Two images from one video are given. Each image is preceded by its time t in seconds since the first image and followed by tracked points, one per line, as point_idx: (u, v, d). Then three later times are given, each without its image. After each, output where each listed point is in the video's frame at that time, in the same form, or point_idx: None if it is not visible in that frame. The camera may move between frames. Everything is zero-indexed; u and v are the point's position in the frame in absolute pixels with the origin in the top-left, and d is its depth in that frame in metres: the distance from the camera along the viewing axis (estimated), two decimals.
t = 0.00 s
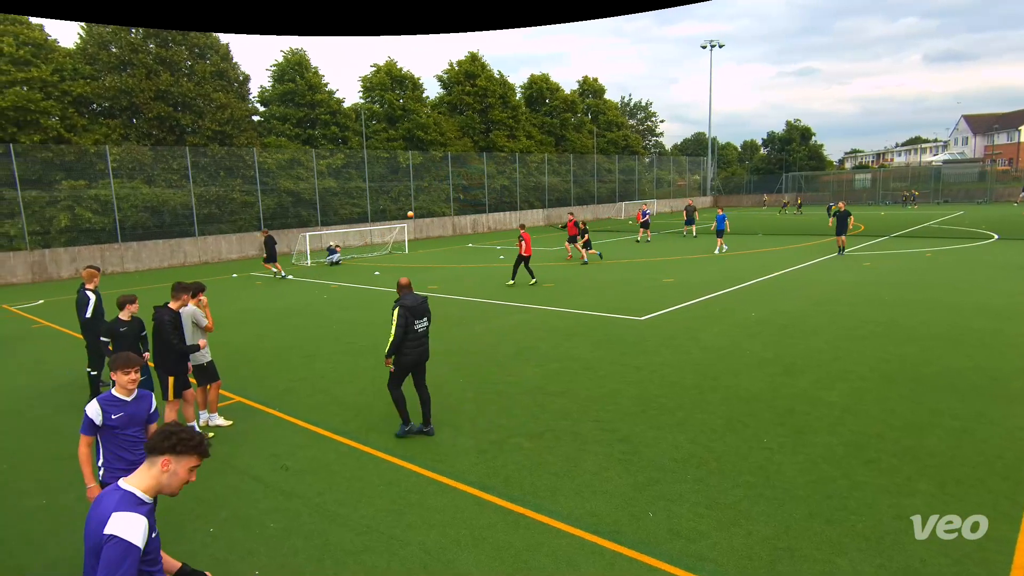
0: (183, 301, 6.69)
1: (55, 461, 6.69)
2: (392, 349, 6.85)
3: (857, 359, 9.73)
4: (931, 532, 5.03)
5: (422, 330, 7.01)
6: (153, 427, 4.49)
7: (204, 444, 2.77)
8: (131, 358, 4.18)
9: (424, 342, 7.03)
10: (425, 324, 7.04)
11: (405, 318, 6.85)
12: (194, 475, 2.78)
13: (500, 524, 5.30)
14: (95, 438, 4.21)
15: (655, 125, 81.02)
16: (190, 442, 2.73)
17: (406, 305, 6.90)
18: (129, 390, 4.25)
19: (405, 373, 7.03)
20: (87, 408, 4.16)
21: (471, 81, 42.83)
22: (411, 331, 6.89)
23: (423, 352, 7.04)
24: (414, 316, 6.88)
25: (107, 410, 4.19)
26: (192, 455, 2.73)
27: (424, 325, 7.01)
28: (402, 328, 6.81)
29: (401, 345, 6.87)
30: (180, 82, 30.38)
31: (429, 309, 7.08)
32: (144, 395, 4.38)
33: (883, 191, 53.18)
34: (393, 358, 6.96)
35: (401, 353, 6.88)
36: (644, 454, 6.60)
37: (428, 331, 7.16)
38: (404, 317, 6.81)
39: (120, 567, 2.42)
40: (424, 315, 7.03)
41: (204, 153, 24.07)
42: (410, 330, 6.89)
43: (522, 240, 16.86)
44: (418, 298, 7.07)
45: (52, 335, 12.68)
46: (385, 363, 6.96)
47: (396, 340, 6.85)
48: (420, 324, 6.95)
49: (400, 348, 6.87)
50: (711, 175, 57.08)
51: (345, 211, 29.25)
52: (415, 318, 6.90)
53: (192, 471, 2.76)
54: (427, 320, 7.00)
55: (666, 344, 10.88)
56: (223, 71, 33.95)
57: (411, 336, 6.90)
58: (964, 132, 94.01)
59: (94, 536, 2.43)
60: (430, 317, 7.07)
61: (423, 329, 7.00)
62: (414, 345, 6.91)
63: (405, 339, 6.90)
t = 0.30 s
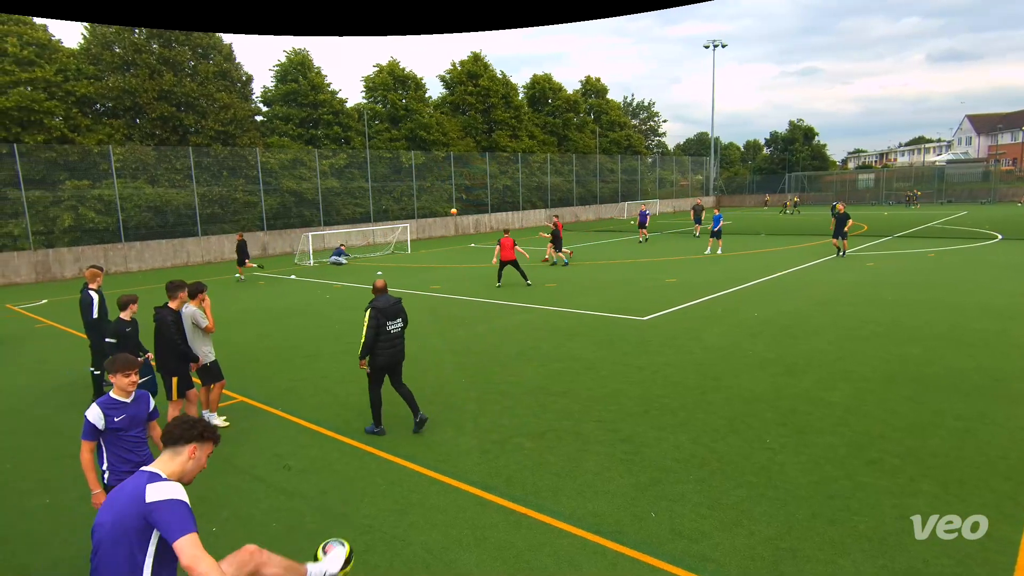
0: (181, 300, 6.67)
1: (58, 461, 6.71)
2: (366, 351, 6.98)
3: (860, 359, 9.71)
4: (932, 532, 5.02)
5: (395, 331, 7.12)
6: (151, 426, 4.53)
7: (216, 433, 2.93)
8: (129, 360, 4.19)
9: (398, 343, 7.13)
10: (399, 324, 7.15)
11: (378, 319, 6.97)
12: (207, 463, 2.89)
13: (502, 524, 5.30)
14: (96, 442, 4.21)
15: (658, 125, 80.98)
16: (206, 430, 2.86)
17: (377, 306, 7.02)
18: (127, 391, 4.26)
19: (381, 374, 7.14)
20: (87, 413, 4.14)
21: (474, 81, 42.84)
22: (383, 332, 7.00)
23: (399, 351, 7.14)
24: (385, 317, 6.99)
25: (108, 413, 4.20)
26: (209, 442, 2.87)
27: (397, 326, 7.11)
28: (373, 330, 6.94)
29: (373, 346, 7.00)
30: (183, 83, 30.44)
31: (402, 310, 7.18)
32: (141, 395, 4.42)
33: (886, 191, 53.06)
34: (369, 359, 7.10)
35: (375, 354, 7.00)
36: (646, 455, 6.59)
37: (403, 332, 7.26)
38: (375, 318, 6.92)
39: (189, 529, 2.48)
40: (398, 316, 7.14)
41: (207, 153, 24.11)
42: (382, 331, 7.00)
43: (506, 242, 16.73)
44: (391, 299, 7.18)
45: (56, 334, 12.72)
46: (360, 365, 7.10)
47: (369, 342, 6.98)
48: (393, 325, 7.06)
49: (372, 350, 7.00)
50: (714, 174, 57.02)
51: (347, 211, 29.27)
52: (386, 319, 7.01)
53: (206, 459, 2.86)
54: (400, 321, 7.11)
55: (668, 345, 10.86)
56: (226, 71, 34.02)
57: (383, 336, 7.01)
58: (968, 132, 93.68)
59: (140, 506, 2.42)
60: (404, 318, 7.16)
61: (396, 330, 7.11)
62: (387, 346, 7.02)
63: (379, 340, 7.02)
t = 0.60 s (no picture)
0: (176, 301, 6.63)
1: (58, 460, 6.70)
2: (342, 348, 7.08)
3: (860, 359, 9.71)
4: (932, 532, 5.02)
5: (372, 328, 7.19)
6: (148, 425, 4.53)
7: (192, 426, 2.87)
8: (127, 365, 4.16)
9: (376, 340, 7.21)
10: (375, 322, 7.21)
11: (352, 317, 7.05)
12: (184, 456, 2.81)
13: (502, 524, 5.30)
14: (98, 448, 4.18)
15: (658, 125, 81.06)
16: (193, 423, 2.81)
17: (352, 305, 7.11)
18: (124, 394, 4.23)
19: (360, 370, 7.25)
20: (87, 420, 4.09)
21: (473, 81, 42.83)
22: (357, 329, 7.09)
23: (376, 348, 7.21)
24: (359, 315, 7.07)
25: (108, 418, 4.17)
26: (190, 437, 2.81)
27: (373, 323, 7.18)
28: (347, 327, 7.05)
29: (349, 344, 7.11)
30: (183, 83, 30.42)
31: (379, 308, 7.22)
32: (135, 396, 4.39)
33: (886, 191, 53.10)
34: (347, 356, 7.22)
35: (352, 351, 7.11)
36: (646, 455, 6.59)
37: (381, 329, 7.33)
38: (348, 316, 7.03)
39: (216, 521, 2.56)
40: (374, 313, 7.20)
41: (206, 153, 24.09)
42: (357, 328, 7.09)
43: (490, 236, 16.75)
44: (367, 298, 7.24)
45: (55, 334, 12.72)
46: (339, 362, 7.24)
47: (344, 339, 7.10)
48: (368, 322, 7.13)
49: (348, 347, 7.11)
50: (713, 174, 57.05)
51: (347, 211, 29.26)
52: (360, 317, 7.09)
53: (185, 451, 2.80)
54: (375, 319, 7.16)
55: (668, 345, 10.86)
56: (226, 71, 34.01)
57: (358, 334, 7.10)
58: (967, 132, 93.68)
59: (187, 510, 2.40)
60: (380, 316, 7.21)
61: (373, 327, 7.17)
62: (363, 344, 7.11)
63: (354, 338, 7.12)
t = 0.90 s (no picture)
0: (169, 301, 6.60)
1: (55, 461, 6.69)
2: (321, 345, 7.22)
3: (856, 359, 9.73)
4: (932, 532, 5.03)
5: (350, 326, 7.34)
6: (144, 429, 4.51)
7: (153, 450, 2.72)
8: (134, 364, 4.17)
9: (355, 337, 7.33)
10: (353, 320, 7.36)
11: (330, 316, 7.21)
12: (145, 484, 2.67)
13: (499, 524, 5.30)
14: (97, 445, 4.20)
15: (654, 125, 81.21)
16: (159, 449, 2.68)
17: (330, 303, 7.28)
18: (127, 392, 4.23)
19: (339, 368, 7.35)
20: (89, 414, 4.10)
21: (470, 81, 42.82)
22: (335, 327, 7.23)
23: (354, 346, 7.34)
24: (336, 313, 7.22)
25: (109, 415, 4.18)
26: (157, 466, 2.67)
27: (350, 321, 7.32)
28: (325, 325, 7.19)
29: (327, 342, 7.25)
30: (179, 82, 30.34)
31: (356, 306, 7.38)
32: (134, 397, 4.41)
33: (882, 191, 53.25)
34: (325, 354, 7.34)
35: (331, 349, 7.23)
36: (644, 454, 6.60)
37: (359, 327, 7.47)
38: (326, 313, 7.18)
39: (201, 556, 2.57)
40: (351, 312, 7.36)
41: (203, 153, 24.05)
42: (335, 326, 7.23)
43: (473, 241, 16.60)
44: (345, 296, 7.42)
45: (51, 335, 12.69)
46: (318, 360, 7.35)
47: (323, 337, 7.23)
48: (346, 320, 7.27)
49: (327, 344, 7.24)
50: (710, 174, 57.15)
51: (344, 211, 29.24)
52: (338, 314, 7.24)
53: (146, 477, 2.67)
54: (353, 316, 7.31)
55: (665, 345, 10.87)
56: (222, 71, 33.93)
57: (337, 332, 7.24)
58: (962, 132, 93.92)
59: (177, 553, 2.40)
60: (357, 314, 7.36)
61: (351, 325, 7.32)
62: (342, 341, 7.25)
63: (332, 335, 7.26)
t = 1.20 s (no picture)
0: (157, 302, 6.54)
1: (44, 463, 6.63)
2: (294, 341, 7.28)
3: (846, 358, 9.80)
4: (931, 532, 5.02)
5: (322, 323, 7.40)
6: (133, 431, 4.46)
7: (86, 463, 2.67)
8: (121, 361, 4.16)
9: (327, 335, 7.40)
10: (326, 317, 7.43)
11: (303, 314, 7.25)
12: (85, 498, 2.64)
13: (491, 525, 5.30)
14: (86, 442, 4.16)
15: (645, 125, 81.47)
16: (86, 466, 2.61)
17: (302, 301, 7.33)
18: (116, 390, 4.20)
19: (311, 363, 7.44)
20: (79, 410, 4.08)
21: (461, 81, 42.78)
22: (308, 324, 7.29)
23: (327, 343, 7.42)
24: (309, 311, 7.28)
25: (98, 412, 4.15)
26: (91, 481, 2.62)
27: (322, 318, 7.37)
28: (297, 322, 7.25)
29: (300, 339, 7.31)
30: (167, 82, 30.11)
31: (329, 304, 7.43)
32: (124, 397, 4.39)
33: (870, 191, 53.68)
34: (298, 349, 7.41)
35: (304, 345, 7.30)
36: (635, 454, 6.61)
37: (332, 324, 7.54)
38: (298, 311, 7.24)
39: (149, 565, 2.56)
40: (324, 309, 7.42)
41: (192, 153, 23.89)
42: (307, 324, 7.30)
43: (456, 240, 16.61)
44: (318, 294, 7.45)
45: (39, 336, 12.57)
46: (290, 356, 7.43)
47: (296, 334, 7.29)
48: (318, 318, 7.33)
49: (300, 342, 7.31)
50: (700, 174, 57.40)
51: (335, 211, 29.14)
52: (310, 312, 7.30)
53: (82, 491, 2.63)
54: (325, 314, 7.37)
55: (656, 344, 10.91)
56: (212, 70, 33.73)
57: (310, 329, 7.31)
58: (949, 132, 94.76)
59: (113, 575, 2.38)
60: (330, 311, 7.41)
61: (323, 323, 7.38)
62: (315, 338, 7.30)
63: (305, 333, 7.32)
